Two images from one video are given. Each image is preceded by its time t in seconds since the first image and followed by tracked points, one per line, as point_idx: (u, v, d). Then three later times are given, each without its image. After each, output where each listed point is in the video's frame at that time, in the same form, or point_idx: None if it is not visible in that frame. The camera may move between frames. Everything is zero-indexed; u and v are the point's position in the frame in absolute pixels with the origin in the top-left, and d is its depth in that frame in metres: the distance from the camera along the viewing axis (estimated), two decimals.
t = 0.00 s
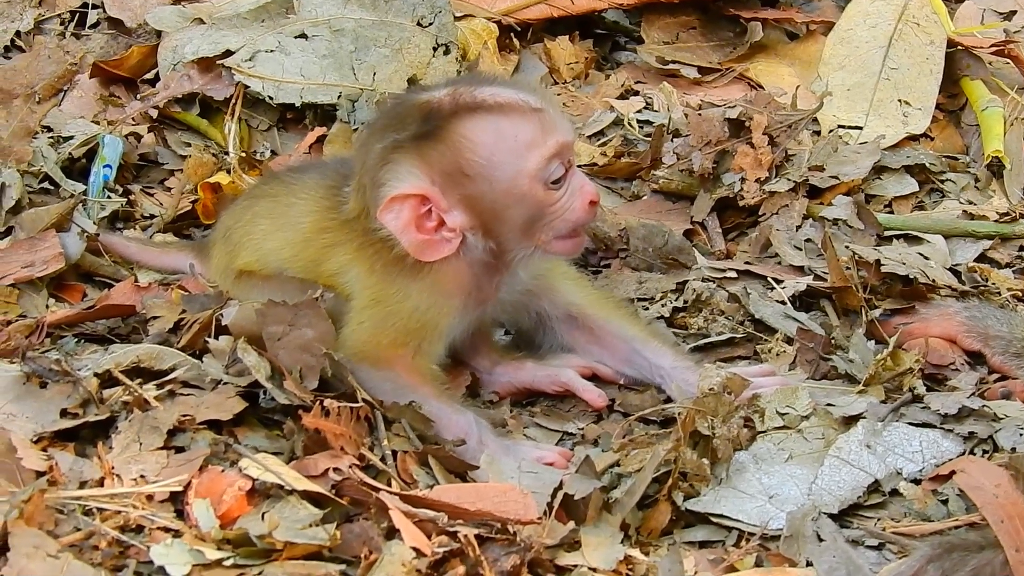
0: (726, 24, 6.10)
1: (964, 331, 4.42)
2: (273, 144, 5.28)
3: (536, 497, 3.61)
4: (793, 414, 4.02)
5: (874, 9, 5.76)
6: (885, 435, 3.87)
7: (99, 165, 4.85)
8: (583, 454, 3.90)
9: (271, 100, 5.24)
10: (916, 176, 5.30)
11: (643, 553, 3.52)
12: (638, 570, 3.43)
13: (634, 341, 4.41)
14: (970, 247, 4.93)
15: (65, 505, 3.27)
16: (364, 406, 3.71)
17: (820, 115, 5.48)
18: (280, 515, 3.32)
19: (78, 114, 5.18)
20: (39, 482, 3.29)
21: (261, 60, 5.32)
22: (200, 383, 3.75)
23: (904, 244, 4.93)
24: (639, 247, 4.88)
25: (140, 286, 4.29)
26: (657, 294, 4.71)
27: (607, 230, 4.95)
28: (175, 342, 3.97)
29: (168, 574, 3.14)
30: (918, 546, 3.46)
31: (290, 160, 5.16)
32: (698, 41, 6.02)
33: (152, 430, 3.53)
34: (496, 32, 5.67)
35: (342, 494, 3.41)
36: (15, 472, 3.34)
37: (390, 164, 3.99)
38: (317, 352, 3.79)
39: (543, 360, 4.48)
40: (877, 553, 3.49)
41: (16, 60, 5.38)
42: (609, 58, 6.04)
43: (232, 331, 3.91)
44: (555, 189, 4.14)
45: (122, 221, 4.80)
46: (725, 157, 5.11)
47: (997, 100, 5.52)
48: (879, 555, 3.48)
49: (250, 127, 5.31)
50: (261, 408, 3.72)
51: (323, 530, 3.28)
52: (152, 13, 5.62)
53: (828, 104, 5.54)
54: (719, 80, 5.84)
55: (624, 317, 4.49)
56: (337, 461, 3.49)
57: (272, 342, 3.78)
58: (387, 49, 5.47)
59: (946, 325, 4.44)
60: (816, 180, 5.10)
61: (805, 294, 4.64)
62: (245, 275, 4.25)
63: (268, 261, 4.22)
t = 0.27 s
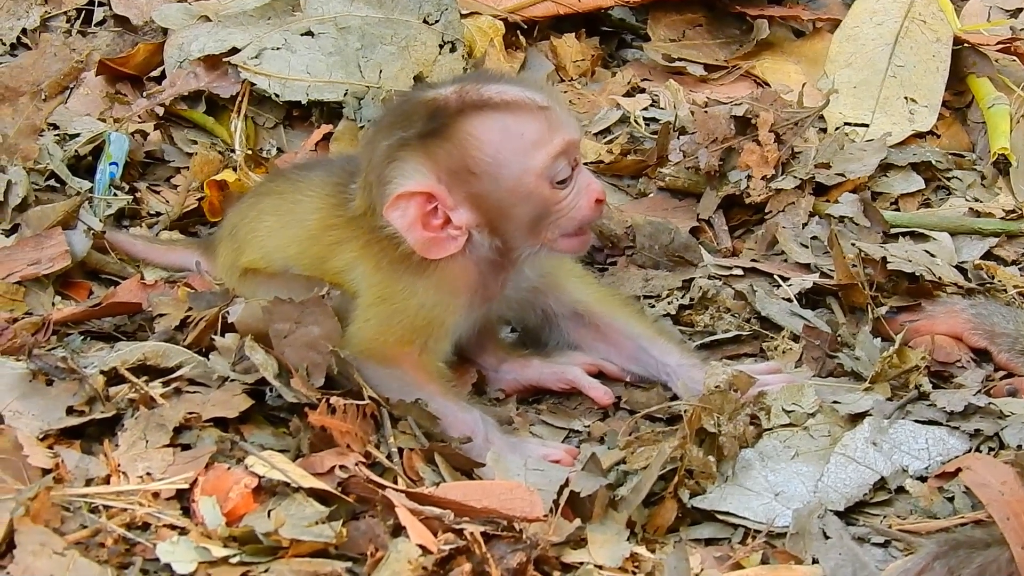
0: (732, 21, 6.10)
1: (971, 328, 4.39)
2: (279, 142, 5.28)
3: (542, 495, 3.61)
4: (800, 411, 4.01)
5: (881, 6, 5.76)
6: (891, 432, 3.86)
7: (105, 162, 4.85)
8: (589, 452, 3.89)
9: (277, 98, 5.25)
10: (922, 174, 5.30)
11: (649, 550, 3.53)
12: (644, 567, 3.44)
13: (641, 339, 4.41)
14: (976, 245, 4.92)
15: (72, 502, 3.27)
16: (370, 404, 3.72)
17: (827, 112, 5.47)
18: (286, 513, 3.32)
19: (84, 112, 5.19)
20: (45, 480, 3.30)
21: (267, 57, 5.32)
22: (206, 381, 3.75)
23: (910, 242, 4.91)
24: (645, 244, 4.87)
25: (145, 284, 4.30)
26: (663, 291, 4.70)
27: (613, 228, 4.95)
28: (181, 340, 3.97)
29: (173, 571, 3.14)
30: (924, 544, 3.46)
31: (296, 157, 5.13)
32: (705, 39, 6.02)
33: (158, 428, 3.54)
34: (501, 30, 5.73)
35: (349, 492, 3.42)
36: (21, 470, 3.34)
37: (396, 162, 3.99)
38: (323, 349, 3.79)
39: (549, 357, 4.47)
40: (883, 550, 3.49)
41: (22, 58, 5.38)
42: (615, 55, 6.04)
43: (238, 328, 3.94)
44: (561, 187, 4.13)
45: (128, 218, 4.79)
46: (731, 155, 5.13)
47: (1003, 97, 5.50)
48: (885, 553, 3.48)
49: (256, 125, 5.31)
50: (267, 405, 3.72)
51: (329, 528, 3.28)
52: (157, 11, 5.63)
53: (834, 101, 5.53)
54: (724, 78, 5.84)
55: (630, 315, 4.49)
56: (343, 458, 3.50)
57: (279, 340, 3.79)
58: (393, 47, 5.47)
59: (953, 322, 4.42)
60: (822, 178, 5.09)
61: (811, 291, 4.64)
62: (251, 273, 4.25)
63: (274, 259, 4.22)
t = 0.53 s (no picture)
0: (737, 18, 6.10)
1: (974, 325, 4.39)
2: (284, 138, 5.28)
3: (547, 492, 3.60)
4: (804, 408, 4.01)
5: (886, 3, 5.75)
6: (895, 429, 3.86)
7: (110, 159, 4.86)
8: (593, 449, 3.90)
9: (281, 94, 5.25)
10: (927, 170, 5.29)
11: (653, 547, 3.53)
12: (648, 563, 3.44)
13: (645, 335, 4.41)
14: (980, 242, 4.91)
15: (76, 499, 3.28)
16: (374, 401, 3.72)
17: (831, 109, 5.47)
18: (290, 510, 3.32)
19: (88, 109, 5.19)
20: (49, 477, 3.31)
21: (272, 54, 5.33)
22: (211, 377, 3.75)
23: (915, 238, 4.91)
24: (649, 241, 4.87)
25: (150, 280, 4.31)
26: (667, 288, 4.71)
27: (618, 225, 4.94)
28: (185, 337, 3.97)
29: (177, 567, 3.15)
30: (928, 541, 3.46)
31: (301, 154, 5.14)
32: (710, 35, 6.01)
33: (162, 424, 3.55)
34: (506, 26, 5.71)
35: (353, 488, 3.43)
36: (25, 466, 3.35)
37: (400, 158, 3.99)
38: (327, 346, 3.80)
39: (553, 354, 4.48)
40: (887, 547, 3.48)
41: (26, 54, 5.38)
42: (620, 52, 6.03)
43: (242, 325, 3.94)
44: (565, 184, 4.13)
45: (133, 215, 4.81)
46: (736, 152, 5.12)
47: (1008, 94, 5.48)
48: (889, 549, 3.48)
49: (261, 121, 5.31)
50: (271, 402, 3.72)
51: (333, 524, 3.28)
52: (162, 7, 5.60)
53: (839, 98, 5.52)
54: (729, 75, 5.84)
55: (634, 311, 4.49)
56: (347, 455, 3.50)
57: (283, 337, 3.80)
58: (398, 44, 5.47)
59: (957, 319, 4.41)
60: (827, 175, 5.09)
61: (815, 288, 4.64)
62: (255, 269, 4.26)
63: (278, 255, 4.23)
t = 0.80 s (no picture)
0: (739, 10, 6.06)
1: (977, 317, 4.39)
2: (286, 131, 5.28)
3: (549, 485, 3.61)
4: (806, 400, 4.01)
5: None
6: (897, 421, 3.86)
7: (112, 151, 4.86)
8: (596, 441, 3.89)
9: (284, 87, 5.24)
10: (929, 163, 5.28)
11: (656, 539, 3.53)
12: (650, 556, 3.44)
13: (647, 328, 4.41)
14: (983, 234, 4.91)
15: (78, 491, 3.29)
16: (377, 392, 3.72)
17: (833, 101, 5.45)
18: (293, 501, 3.33)
19: (91, 101, 5.18)
20: (52, 469, 3.31)
21: (275, 46, 5.32)
22: (213, 369, 3.76)
23: (917, 231, 4.91)
24: (652, 233, 4.87)
25: (152, 273, 4.29)
26: (670, 280, 4.71)
27: (621, 217, 4.94)
28: (188, 329, 3.98)
29: (181, 560, 3.16)
30: (930, 533, 3.46)
31: (304, 146, 5.16)
32: (712, 28, 6.00)
33: (165, 416, 3.55)
34: (509, 18, 5.63)
35: (355, 481, 3.43)
36: (28, 458, 3.35)
37: (403, 150, 3.99)
38: (330, 338, 3.81)
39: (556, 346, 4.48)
40: (889, 539, 3.48)
41: (29, 47, 5.38)
42: (622, 45, 6.03)
43: (244, 317, 3.96)
44: (568, 177, 4.13)
45: (135, 207, 4.81)
46: (738, 144, 5.11)
47: (1010, 87, 5.47)
48: (891, 541, 3.48)
49: (263, 114, 5.30)
50: (274, 394, 3.73)
51: (336, 516, 3.30)
52: None
53: (841, 90, 5.51)
54: (732, 67, 5.82)
55: (637, 304, 4.49)
56: (350, 447, 3.51)
57: (286, 329, 3.80)
58: (400, 36, 5.46)
59: (959, 311, 4.42)
60: (829, 167, 5.08)
61: (817, 280, 4.63)
62: (258, 261, 4.26)
63: (281, 247, 4.23)
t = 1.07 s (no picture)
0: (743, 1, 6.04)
1: (980, 308, 4.38)
2: (289, 121, 5.27)
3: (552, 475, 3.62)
4: (808, 391, 4.00)
5: None
6: (899, 412, 3.85)
7: (115, 141, 4.85)
8: (599, 431, 3.90)
9: (287, 77, 5.24)
10: (932, 153, 5.27)
11: (658, 529, 3.53)
12: (653, 546, 3.45)
13: (650, 318, 4.41)
14: (986, 225, 4.89)
15: (81, 480, 3.29)
16: (380, 382, 3.72)
17: (836, 92, 5.44)
18: (296, 492, 3.35)
19: (94, 91, 5.18)
20: (54, 459, 3.32)
21: (278, 36, 5.31)
22: (216, 359, 3.76)
23: (920, 221, 4.89)
24: (655, 224, 4.86)
25: (155, 263, 4.28)
26: (673, 270, 4.69)
27: (623, 207, 4.94)
28: (190, 319, 3.97)
29: (183, 549, 3.16)
30: (933, 524, 3.45)
31: (307, 136, 5.14)
32: (715, 18, 5.97)
33: (167, 406, 3.55)
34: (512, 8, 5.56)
35: (358, 470, 3.44)
36: (30, 448, 3.35)
37: (405, 140, 3.98)
38: (332, 328, 3.81)
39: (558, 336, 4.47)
40: (892, 530, 3.48)
41: (31, 36, 5.37)
42: (625, 35, 6.01)
43: (247, 307, 3.95)
44: (570, 167, 4.12)
45: (138, 197, 4.79)
46: (741, 134, 5.10)
47: (1014, 77, 5.44)
48: (894, 532, 3.47)
49: (266, 104, 5.29)
50: (276, 384, 3.73)
51: (338, 507, 3.31)
52: None
53: (844, 81, 5.49)
54: (735, 57, 5.81)
55: (639, 294, 4.48)
56: (353, 437, 3.51)
57: (288, 319, 3.80)
58: (403, 26, 5.44)
59: (962, 301, 4.40)
60: (832, 158, 5.05)
61: (820, 271, 4.62)
62: (261, 251, 4.25)
63: (284, 237, 4.22)
